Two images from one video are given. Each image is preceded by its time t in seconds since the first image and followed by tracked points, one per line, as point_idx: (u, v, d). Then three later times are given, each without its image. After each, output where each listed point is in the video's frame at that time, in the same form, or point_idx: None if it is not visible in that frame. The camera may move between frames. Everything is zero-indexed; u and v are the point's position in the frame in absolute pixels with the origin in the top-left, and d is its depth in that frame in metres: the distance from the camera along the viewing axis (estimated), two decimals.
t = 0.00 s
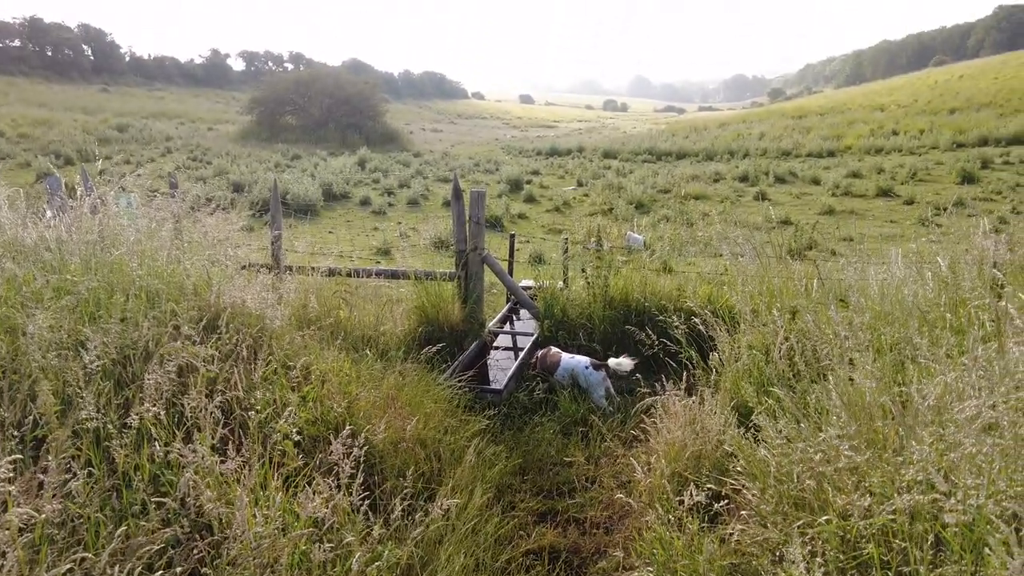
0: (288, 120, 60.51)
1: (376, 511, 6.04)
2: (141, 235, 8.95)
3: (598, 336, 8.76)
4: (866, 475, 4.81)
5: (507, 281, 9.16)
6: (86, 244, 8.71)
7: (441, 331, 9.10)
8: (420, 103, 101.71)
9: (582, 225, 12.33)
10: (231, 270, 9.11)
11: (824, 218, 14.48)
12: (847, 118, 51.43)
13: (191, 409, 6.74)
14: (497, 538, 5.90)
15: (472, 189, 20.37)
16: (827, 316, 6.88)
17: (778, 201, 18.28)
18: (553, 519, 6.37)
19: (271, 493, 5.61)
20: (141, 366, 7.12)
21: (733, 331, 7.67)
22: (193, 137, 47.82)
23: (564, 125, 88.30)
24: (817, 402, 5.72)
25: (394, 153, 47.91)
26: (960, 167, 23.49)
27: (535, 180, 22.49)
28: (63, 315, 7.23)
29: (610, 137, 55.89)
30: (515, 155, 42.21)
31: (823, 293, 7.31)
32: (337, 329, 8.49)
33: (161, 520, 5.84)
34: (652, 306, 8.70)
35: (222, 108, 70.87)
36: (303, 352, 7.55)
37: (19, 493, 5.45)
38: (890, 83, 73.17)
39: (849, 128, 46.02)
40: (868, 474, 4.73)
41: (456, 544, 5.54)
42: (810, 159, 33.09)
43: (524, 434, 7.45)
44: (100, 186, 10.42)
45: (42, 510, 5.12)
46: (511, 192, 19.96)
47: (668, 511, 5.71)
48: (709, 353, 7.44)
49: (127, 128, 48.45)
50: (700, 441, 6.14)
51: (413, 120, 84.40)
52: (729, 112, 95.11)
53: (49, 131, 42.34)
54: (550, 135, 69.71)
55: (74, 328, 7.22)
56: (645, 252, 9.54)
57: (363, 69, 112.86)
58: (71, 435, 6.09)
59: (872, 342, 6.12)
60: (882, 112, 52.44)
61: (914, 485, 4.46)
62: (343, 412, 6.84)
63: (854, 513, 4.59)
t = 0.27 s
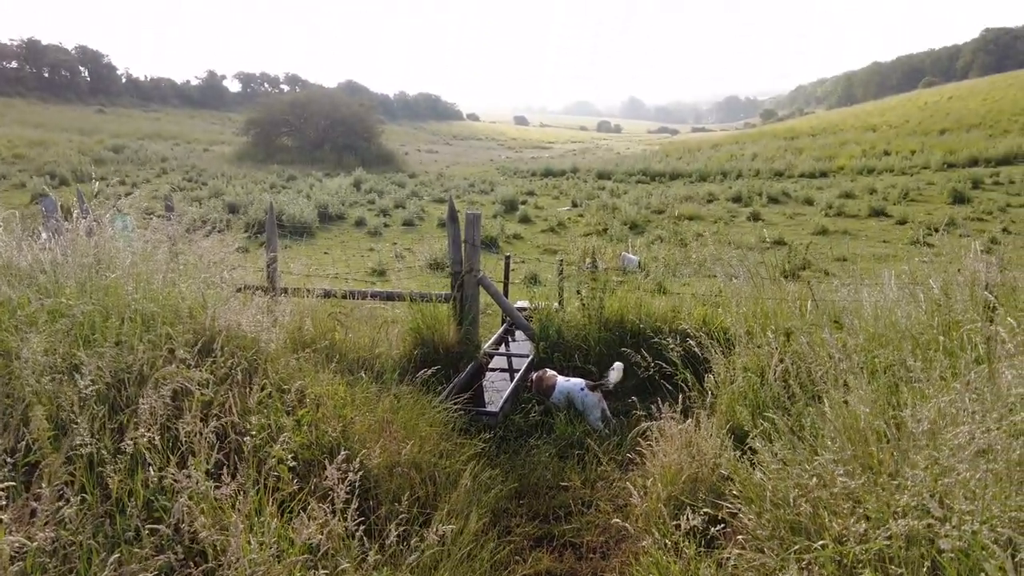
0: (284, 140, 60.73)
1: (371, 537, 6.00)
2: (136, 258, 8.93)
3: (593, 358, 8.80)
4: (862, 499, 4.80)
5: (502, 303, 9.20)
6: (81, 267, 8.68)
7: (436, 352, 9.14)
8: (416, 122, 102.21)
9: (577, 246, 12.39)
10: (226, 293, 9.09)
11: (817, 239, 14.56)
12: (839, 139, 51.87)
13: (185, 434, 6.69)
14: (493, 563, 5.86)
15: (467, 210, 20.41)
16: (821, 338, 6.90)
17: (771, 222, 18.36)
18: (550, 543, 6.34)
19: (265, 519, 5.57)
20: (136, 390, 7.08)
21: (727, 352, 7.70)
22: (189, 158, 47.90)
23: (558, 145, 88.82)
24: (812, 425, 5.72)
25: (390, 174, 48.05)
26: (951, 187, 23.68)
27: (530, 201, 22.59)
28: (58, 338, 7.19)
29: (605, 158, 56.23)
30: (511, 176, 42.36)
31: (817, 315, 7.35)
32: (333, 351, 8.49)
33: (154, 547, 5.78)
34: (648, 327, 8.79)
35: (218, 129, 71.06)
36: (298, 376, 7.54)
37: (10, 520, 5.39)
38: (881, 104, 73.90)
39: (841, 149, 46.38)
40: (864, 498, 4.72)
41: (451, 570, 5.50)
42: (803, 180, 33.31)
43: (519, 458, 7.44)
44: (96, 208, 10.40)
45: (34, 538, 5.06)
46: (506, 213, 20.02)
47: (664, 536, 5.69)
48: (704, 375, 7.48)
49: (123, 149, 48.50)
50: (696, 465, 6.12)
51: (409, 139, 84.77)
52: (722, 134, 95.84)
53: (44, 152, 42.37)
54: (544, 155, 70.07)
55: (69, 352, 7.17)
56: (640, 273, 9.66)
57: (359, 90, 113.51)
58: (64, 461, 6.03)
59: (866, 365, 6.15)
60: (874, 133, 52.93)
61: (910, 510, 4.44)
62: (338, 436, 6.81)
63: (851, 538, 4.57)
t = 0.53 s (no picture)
0: (280, 159, 60.94)
1: (366, 562, 5.95)
2: (132, 280, 8.90)
3: (589, 379, 8.89)
4: (861, 523, 4.78)
5: (498, 324, 9.24)
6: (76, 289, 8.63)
7: (433, 374, 9.19)
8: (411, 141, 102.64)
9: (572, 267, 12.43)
10: (221, 315, 9.06)
11: (811, 259, 14.62)
12: (831, 159, 52.30)
13: (180, 458, 6.64)
14: None
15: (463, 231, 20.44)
16: (816, 360, 6.91)
17: (764, 242, 18.44)
18: (547, 568, 6.30)
19: (260, 545, 5.52)
20: (131, 413, 7.02)
21: (724, 374, 7.71)
22: (185, 177, 47.95)
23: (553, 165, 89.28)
24: (809, 448, 5.72)
25: (385, 193, 48.15)
26: (943, 206, 23.89)
27: (525, 221, 22.65)
28: (52, 362, 7.13)
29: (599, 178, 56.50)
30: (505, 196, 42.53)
31: (812, 336, 7.38)
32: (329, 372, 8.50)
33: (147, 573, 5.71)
34: (644, 348, 8.90)
35: (214, 149, 71.27)
36: (294, 398, 7.51)
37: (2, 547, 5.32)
38: (873, 125, 74.62)
39: (834, 169, 46.75)
40: (862, 523, 4.71)
41: None
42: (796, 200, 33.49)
43: (516, 480, 7.41)
44: (92, 229, 10.38)
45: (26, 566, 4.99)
46: (502, 233, 20.07)
47: (662, 560, 5.66)
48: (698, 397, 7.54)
49: (119, 168, 48.54)
50: (693, 487, 6.11)
51: (404, 159, 85.09)
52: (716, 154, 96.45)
53: (40, 171, 42.42)
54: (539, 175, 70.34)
55: (64, 375, 7.12)
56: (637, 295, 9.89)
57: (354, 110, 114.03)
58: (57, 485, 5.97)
59: (861, 387, 6.16)
60: (865, 153, 53.39)
61: (909, 534, 4.42)
62: (334, 459, 6.77)
63: (849, 563, 4.55)
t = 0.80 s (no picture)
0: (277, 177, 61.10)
1: None
2: (128, 300, 8.86)
3: (586, 399, 8.88)
4: (860, 548, 4.74)
5: (494, 344, 9.33)
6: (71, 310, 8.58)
7: (429, 394, 9.26)
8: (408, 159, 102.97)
9: (568, 286, 12.45)
10: (216, 335, 9.02)
11: (806, 277, 14.68)
12: (825, 178, 52.62)
13: (174, 481, 6.58)
14: None
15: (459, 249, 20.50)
16: (813, 381, 6.91)
17: (760, 260, 18.51)
18: None
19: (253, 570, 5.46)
20: (124, 435, 6.96)
21: (720, 394, 7.73)
22: (182, 196, 48.02)
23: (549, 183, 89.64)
24: (806, 470, 5.70)
25: (381, 212, 48.21)
26: (936, 225, 24.03)
27: (521, 239, 22.72)
28: (46, 383, 7.07)
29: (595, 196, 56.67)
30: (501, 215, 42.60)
31: (808, 357, 7.39)
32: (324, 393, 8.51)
33: None
34: (640, 368, 8.92)
35: (210, 168, 71.42)
36: (290, 420, 7.48)
37: None
38: (866, 144, 75.16)
39: (827, 187, 47.05)
40: (861, 548, 4.68)
41: None
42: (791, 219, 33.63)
43: (512, 502, 7.41)
44: (88, 248, 10.36)
45: None
46: (498, 251, 20.10)
47: None
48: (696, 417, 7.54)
49: (115, 186, 48.59)
50: (691, 509, 6.08)
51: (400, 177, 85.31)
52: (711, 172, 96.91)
53: (36, 189, 42.45)
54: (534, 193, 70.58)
55: (57, 397, 7.06)
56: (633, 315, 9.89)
57: (351, 129, 114.46)
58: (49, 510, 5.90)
59: (858, 409, 6.15)
60: (859, 172, 53.77)
61: (909, 560, 4.39)
62: (329, 482, 6.73)
63: None
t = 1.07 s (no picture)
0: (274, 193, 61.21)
1: None
2: (124, 318, 8.82)
3: (582, 416, 9.09)
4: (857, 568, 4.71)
5: (491, 360, 9.51)
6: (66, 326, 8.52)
7: (425, 411, 9.47)
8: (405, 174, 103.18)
9: (564, 301, 12.50)
10: (212, 352, 9.01)
11: (801, 293, 14.75)
12: (820, 193, 52.85)
13: (168, 501, 6.52)
14: None
15: (456, 264, 20.53)
16: (809, 398, 6.92)
17: (756, 276, 18.57)
18: None
19: None
20: (119, 454, 6.91)
21: (716, 411, 7.78)
22: (179, 211, 48.00)
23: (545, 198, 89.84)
24: (802, 489, 5.70)
25: (378, 227, 48.25)
26: (931, 240, 24.16)
27: (518, 254, 22.77)
28: (40, 401, 7.04)
29: (592, 212, 56.79)
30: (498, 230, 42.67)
31: (804, 375, 7.42)
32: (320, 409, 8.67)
33: None
34: (636, 384, 9.15)
35: (208, 183, 71.53)
36: (285, 438, 7.47)
37: None
38: (861, 159, 75.52)
39: (823, 202, 47.29)
40: (859, 567, 4.64)
41: None
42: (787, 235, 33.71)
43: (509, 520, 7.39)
44: (84, 264, 10.33)
45: None
46: (495, 266, 20.13)
47: None
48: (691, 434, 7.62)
49: (113, 202, 48.55)
50: (687, 527, 6.07)
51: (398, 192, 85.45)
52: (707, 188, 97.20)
53: (33, 205, 42.48)
54: (531, 208, 70.71)
55: (52, 415, 7.01)
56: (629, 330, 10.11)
57: (348, 144, 114.74)
58: (41, 530, 5.84)
59: (853, 427, 6.17)
60: (854, 187, 54.03)
61: None
62: (324, 502, 6.69)
63: None
